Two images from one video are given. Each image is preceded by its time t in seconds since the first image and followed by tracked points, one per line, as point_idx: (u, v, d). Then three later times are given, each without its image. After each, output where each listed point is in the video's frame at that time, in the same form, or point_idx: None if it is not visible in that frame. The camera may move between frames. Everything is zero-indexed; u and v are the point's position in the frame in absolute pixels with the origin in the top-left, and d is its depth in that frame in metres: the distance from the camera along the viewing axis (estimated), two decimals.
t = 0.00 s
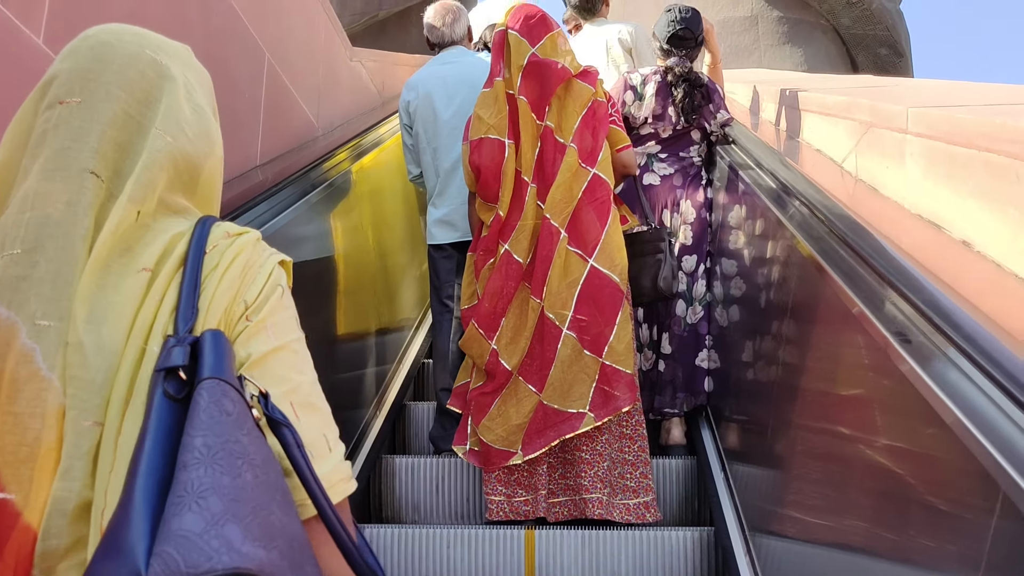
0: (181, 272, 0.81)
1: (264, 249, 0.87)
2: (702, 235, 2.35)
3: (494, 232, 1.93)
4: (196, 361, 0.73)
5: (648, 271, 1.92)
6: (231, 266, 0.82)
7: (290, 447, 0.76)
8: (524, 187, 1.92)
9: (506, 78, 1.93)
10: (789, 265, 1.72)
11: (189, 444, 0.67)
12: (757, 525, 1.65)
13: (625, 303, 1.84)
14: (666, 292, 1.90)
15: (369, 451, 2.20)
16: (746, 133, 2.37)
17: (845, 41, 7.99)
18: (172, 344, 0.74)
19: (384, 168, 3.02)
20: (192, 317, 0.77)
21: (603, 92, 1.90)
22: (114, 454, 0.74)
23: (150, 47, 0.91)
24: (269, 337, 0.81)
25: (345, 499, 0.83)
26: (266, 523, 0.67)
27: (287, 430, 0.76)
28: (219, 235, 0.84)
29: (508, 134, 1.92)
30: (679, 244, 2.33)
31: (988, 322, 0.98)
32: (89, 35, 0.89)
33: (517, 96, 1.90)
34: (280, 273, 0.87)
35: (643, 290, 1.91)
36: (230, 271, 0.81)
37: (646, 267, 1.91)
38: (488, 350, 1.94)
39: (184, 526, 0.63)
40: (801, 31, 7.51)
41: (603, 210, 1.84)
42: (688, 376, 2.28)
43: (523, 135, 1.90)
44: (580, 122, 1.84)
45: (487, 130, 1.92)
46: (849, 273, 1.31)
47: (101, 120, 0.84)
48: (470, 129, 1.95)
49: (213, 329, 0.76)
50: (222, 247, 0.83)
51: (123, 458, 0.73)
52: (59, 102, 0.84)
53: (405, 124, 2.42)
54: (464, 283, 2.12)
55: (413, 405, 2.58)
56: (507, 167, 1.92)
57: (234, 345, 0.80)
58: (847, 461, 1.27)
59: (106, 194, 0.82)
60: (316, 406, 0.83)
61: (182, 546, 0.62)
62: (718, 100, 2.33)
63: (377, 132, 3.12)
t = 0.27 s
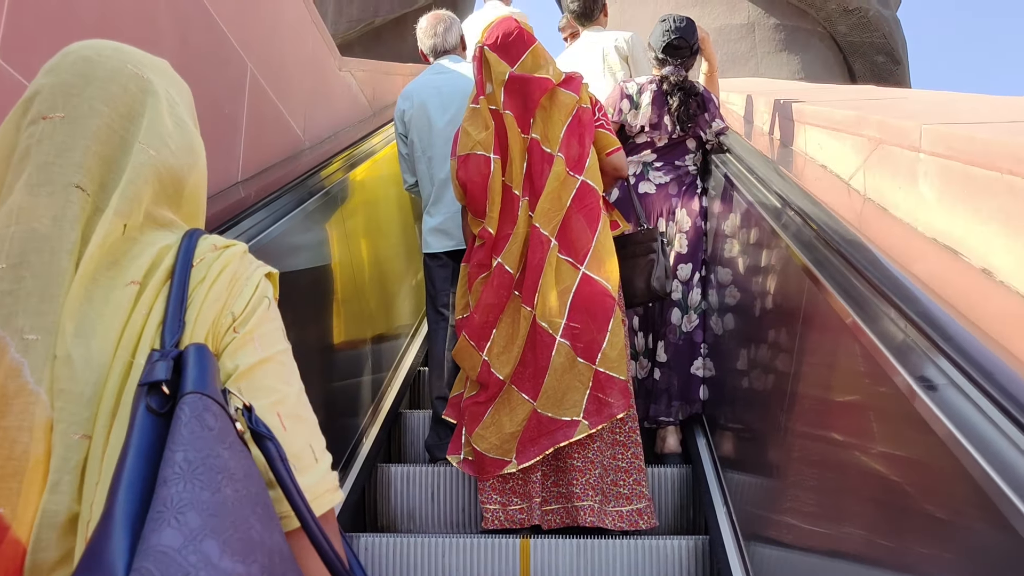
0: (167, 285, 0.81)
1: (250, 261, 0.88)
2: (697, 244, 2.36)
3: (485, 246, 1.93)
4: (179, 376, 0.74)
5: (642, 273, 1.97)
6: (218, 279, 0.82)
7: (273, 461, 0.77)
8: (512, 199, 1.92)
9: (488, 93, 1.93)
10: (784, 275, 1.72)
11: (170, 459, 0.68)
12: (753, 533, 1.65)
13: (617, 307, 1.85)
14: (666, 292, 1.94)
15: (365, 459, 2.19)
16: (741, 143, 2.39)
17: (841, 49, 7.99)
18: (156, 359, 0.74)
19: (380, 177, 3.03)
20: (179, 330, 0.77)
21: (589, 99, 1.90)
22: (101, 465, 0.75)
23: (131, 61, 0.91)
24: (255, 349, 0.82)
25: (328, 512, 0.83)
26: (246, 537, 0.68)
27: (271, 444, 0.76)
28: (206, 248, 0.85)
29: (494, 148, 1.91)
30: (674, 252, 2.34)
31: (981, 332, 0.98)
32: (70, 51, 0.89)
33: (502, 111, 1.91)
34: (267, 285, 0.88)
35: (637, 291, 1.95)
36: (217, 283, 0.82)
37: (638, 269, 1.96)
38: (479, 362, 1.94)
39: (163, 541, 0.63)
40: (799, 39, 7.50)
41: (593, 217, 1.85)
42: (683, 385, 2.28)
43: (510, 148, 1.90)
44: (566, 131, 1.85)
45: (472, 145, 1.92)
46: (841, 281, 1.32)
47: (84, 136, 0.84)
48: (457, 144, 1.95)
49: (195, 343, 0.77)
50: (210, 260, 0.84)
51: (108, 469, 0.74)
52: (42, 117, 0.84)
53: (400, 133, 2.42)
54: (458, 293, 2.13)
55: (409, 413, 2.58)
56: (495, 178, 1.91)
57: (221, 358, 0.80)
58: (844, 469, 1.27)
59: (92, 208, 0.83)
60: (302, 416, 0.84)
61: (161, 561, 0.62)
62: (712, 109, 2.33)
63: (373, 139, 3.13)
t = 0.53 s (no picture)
0: (151, 308, 0.81)
1: (231, 284, 0.89)
2: (689, 259, 2.37)
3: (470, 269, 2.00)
4: (170, 397, 0.74)
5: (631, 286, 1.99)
6: (202, 300, 0.83)
7: (261, 479, 0.78)
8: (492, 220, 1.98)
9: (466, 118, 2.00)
10: (774, 292, 1.73)
11: (166, 477, 0.69)
12: (745, 550, 1.65)
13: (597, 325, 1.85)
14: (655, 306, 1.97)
15: (358, 476, 2.18)
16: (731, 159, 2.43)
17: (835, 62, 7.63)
18: (147, 379, 0.75)
19: (373, 192, 3.03)
20: (163, 352, 0.78)
21: (570, 116, 1.92)
22: (86, 487, 0.76)
23: (102, 86, 0.91)
24: (238, 370, 0.82)
25: (309, 530, 0.84)
26: (240, 552, 0.69)
27: (259, 463, 0.78)
28: (188, 270, 0.85)
29: (471, 173, 2.00)
30: (667, 267, 2.35)
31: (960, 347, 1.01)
32: (44, 80, 0.90)
33: (483, 133, 1.96)
34: (247, 306, 0.88)
35: (626, 304, 1.99)
36: (201, 306, 0.82)
37: (628, 282, 1.99)
38: (464, 382, 2.00)
39: (162, 557, 0.64)
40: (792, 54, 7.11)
41: (570, 233, 1.87)
42: (676, 400, 2.29)
43: (490, 170, 1.95)
44: (546, 149, 1.87)
45: (451, 171, 2.02)
46: (828, 299, 1.33)
47: (59, 161, 0.85)
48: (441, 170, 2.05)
49: (186, 365, 0.76)
50: (191, 282, 0.84)
51: (94, 490, 0.75)
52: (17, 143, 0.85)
53: (393, 148, 2.44)
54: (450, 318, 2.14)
55: (402, 428, 2.58)
56: (472, 202, 2.00)
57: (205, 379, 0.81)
58: (835, 486, 1.27)
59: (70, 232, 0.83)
60: (284, 436, 0.84)
61: None
62: (705, 125, 2.37)
63: (366, 155, 3.14)
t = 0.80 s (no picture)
0: (144, 353, 0.83)
1: (223, 330, 0.91)
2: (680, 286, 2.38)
3: (454, 302, 2.03)
4: (165, 440, 0.77)
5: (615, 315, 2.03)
6: (194, 346, 0.86)
7: (250, 519, 0.81)
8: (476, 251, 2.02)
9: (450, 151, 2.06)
10: (761, 320, 1.75)
11: (160, 518, 0.72)
12: None
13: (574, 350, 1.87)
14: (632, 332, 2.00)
15: (349, 504, 2.17)
16: (721, 187, 2.47)
17: (828, 87, 7.32)
18: (140, 423, 0.77)
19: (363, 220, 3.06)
20: (156, 396, 0.80)
21: (552, 147, 1.99)
22: (79, 529, 0.77)
23: (92, 134, 0.94)
24: (227, 414, 0.85)
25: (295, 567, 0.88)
26: None
27: (248, 504, 0.80)
28: (180, 316, 0.88)
29: (455, 204, 2.04)
30: (658, 294, 2.36)
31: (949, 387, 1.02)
32: (39, 130, 0.93)
33: (467, 164, 2.02)
34: (237, 351, 0.91)
35: (609, 330, 2.02)
36: (193, 352, 0.85)
37: (604, 308, 2.03)
38: (451, 413, 2.00)
39: None
40: (787, 76, 6.86)
41: (549, 261, 1.90)
42: (667, 427, 2.29)
43: (474, 201, 2.01)
44: (528, 179, 1.94)
45: (436, 203, 2.05)
46: (814, 330, 1.36)
47: (51, 206, 0.88)
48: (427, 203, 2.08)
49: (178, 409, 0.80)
50: (183, 328, 0.87)
51: (88, 531, 0.76)
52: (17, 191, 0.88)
53: (383, 176, 2.47)
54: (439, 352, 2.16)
55: (394, 456, 2.58)
56: (456, 232, 2.03)
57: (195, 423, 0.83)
58: (821, 514, 1.29)
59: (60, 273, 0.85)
60: (271, 477, 0.88)
61: None
62: (693, 150, 2.41)
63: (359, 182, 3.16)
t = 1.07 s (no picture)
0: (152, 394, 0.85)
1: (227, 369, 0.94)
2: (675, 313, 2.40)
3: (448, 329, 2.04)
4: (179, 481, 0.80)
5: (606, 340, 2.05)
6: (199, 390, 0.88)
7: (257, 558, 0.85)
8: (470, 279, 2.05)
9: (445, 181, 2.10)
10: (754, 347, 1.78)
11: (179, 559, 0.76)
12: None
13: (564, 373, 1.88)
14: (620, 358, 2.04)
15: (346, 535, 2.16)
16: (714, 213, 2.49)
17: (822, 113, 7.16)
18: (154, 464, 0.80)
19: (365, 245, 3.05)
20: (164, 437, 0.83)
21: (543, 176, 2.03)
22: (86, 565, 0.79)
23: (100, 175, 0.98)
24: (232, 454, 0.88)
25: None
26: None
27: (256, 543, 0.85)
28: (187, 357, 0.90)
29: (449, 233, 2.07)
30: (653, 322, 2.37)
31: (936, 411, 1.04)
32: (50, 172, 0.97)
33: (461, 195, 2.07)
34: (241, 392, 0.93)
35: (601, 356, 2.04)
36: (200, 394, 0.87)
37: (593, 335, 2.06)
38: (445, 442, 2.00)
39: None
40: (779, 100, 6.80)
41: (540, 288, 1.92)
42: (663, 454, 2.29)
43: (468, 230, 2.05)
44: (520, 208, 1.98)
45: (429, 232, 2.08)
46: (805, 356, 1.37)
47: (61, 244, 0.91)
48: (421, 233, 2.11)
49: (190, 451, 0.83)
50: (190, 369, 0.89)
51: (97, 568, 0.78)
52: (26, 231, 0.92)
53: (378, 206, 2.49)
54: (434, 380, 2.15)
55: (391, 485, 2.58)
56: (450, 261, 2.06)
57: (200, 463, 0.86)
58: (817, 539, 1.30)
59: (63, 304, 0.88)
60: (273, 519, 0.91)
61: None
62: (684, 173, 2.43)
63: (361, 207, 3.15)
